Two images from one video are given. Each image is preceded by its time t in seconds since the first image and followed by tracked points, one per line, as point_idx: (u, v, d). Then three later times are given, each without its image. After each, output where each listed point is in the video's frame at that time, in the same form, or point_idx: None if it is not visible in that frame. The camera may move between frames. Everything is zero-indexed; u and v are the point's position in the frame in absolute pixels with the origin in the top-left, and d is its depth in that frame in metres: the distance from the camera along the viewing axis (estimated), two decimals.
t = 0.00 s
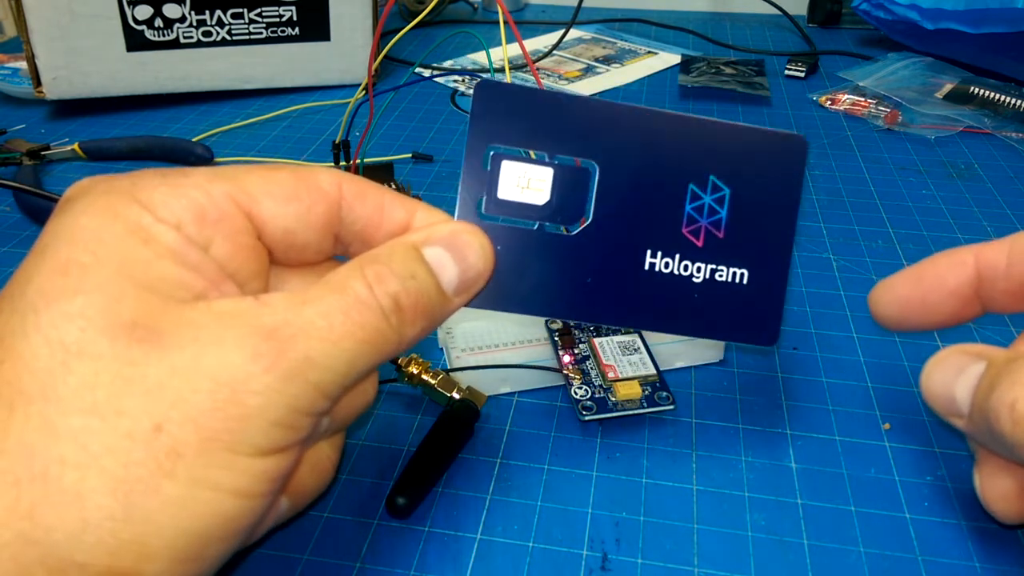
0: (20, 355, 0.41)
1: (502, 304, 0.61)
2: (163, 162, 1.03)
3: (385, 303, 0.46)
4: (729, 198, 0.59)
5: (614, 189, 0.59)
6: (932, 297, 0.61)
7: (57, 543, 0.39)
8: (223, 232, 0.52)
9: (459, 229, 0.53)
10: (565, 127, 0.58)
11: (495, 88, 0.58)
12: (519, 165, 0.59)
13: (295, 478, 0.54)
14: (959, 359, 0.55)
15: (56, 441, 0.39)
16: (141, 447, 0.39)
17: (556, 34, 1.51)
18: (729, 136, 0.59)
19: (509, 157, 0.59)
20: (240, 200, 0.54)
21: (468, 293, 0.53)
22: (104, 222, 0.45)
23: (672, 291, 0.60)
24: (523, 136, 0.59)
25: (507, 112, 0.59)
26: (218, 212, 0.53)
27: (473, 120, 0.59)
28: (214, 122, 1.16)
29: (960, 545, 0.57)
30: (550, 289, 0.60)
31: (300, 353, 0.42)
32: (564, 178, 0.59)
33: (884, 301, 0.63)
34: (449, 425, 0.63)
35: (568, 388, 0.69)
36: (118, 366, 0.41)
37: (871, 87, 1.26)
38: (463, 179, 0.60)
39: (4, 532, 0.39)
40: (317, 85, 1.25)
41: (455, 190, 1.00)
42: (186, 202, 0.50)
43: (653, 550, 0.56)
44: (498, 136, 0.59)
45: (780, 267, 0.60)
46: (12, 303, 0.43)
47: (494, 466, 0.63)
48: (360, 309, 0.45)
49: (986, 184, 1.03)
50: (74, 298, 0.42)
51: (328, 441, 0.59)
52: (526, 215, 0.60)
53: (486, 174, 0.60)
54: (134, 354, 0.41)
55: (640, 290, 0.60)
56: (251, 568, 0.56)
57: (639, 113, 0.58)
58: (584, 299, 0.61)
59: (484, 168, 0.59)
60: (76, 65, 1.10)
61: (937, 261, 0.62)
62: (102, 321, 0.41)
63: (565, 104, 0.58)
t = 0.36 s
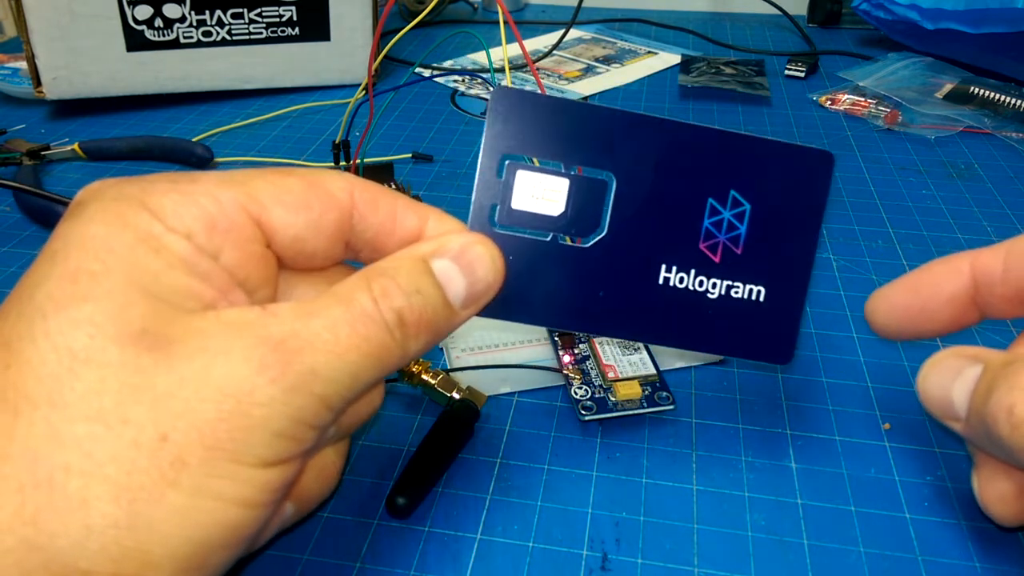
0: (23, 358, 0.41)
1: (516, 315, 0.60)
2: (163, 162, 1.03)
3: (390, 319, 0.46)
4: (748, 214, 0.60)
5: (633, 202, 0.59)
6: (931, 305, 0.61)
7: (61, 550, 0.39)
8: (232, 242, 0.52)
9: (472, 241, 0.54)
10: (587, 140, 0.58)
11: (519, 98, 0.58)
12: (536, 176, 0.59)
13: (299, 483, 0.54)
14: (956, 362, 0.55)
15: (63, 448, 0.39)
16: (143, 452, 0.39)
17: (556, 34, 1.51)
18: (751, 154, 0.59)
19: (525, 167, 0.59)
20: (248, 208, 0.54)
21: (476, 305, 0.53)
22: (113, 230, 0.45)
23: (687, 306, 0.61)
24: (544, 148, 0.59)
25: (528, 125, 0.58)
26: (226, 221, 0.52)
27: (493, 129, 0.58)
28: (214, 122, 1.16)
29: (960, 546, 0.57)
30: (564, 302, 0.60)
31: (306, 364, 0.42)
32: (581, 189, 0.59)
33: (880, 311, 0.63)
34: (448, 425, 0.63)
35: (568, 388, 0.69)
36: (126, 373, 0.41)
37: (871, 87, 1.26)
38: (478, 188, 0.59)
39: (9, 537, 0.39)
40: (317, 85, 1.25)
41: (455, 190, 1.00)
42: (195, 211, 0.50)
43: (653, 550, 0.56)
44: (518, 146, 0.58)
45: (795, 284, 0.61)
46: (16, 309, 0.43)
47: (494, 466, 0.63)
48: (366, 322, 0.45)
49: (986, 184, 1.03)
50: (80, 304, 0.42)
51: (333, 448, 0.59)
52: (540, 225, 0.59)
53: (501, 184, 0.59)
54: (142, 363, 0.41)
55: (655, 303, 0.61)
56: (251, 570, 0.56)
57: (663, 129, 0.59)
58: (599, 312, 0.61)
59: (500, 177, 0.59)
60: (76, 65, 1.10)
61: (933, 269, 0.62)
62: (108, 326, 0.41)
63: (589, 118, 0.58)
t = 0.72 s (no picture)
0: (22, 356, 0.41)
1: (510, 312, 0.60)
2: (163, 161, 1.03)
3: (388, 314, 0.46)
4: (739, 210, 0.60)
5: (625, 199, 0.59)
6: (928, 314, 0.61)
7: (62, 545, 0.39)
8: (229, 238, 0.52)
9: (468, 238, 0.54)
10: (579, 136, 0.58)
11: (512, 95, 0.58)
12: (529, 174, 0.59)
13: (298, 480, 0.54)
14: (954, 364, 0.55)
15: (63, 443, 0.39)
16: (142, 448, 0.39)
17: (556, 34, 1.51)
18: (742, 150, 0.59)
19: (519, 165, 0.59)
20: (246, 205, 0.54)
21: (472, 303, 0.53)
22: (111, 227, 0.45)
23: (679, 302, 0.61)
24: (536, 145, 0.58)
25: (520, 121, 0.58)
26: (224, 218, 0.52)
27: (486, 127, 0.58)
28: (214, 122, 1.16)
29: (960, 546, 0.57)
30: (556, 299, 0.60)
31: (305, 359, 0.42)
32: (575, 187, 0.59)
33: (878, 322, 0.63)
34: (449, 425, 0.63)
35: (568, 388, 0.69)
36: (123, 369, 0.40)
37: (871, 87, 1.26)
38: (472, 187, 0.59)
39: (9, 533, 0.39)
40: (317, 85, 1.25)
41: (455, 189, 1.00)
42: (193, 207, 0.50)
43: (653, 550, 0.56)
44: (511, 144, 0.58)
45: (786, 280, 0.61)
46: (16, 305, 0.43)
47: (494, 466, 0.63)
48: (364, 318, 0.45)
49: (986, 184, 1.03)
50: (79, 300, 0.42)
51: (331, 445, 0.59)
52: (534, 223, 0.60)
53: (496, 182, 0.59)
54: (141, 358, 0.41)
55: (647, 299, 0.61)
56: (250, 568, 0.56)
57: (654, 125, 0.59)
58: (591, 309, 0.61)
59: (494, 174, 0.59)
60: (76, 65, 1.10)
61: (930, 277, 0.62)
62: (108, 323, 0.41)
63: (581, 115, 0.58)
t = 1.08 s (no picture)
0: (27, 357, 0.41)
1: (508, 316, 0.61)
2: (164, 161, 1.03)
3: (391, 315, 0.46)
4: (735, 217, 0.60)
5: (622, 205, 0.59)
6: (928, 319, 0.61)
7: (67, 545, 0.39)
8: (232, 239, 0.52)
9: (468, 241, 0.54)
10: (578, 142, 0.58)
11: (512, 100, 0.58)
12: (529, 179, 0.59)
13: (301, 480, 0.54)
14: (952, 366, 0.55)
15: (68, 444, 0.39)
16: (147, 449, 0.39)
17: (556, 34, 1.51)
18: (739, 158, 0.59)
19: (519, 171, 0.59)
20: (248, 206, 0.54)
21: (473, 304, 0.53)
22: (115, 227, 0.45)
23: (674, 308, 0.61)
24: (535, 150, 0.58)
25: (517, 126, 0.58)
26: (228, 219, 0.52)
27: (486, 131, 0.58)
28: (214, 122, 1.16)
29: (961, 546, 0.57)
30: (554, 303, 0.60)
31: (309, 360, 0.42)
32: (575, 193, 0.59)
33: (878, 327, 0.63)
34: (449, 425, 0.63)
35: (569, 388, 0.69)
36: (128, 370, 0.40)
37: (871, 87, 1.26)
38: (472, 191, 0.59)
39: (14, 533, 0.39)
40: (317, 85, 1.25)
41: (455, 189, 1.00)
42: (196, 208, 0.50)
43: (653, 550, 0.56)
44: (510, 148, 0.58)
45: (781, 287, 0.61)
46: (21, 305, 0.43)
47: (494, 466, 0.63)
48: (368, 319, 0.45)
49: (986, 184, 1.03)
50: (84, 301, 0.42)
51: (333, 445, 0.59)
52: (534, 228, 0.59)
53: (496, 186, 0.59)
54: (146, 359, 0.41)
55: (644, 304, 0.61)
56: (253, 568, 0.56)
57: (653, 132, 0.58)
58: (587, 314, 0.61)
59: (495, 179, 0.59)
60: (77, 65, 1.10)
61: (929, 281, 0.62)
62: (113, 323, 0.41)
63: (580, 121, 0.58)
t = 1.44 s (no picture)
0: (25, 356, 0.41)
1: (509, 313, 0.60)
2: (164, 161, 1.03)
3: (391, 314, 0.46)
4: (736, 213, 0.60)
5: (623, 201, 0.59)
6: (928, 319, 0.61)
7: (65, 544, 0.39)
8: (231, 238, 0.52)
9: (468, 239, 0.54)
10: (578, 139, 0.58)
11: (512, 97, 0.58)
12: (529, 176, 0.59)
13: (300, 479, 0.54)
14: (951, 366, 0.55)
15: (66, 443, 0.39)
16: (146, 449, 0.39)
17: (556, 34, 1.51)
18: (739, 154, 0.59)
19: (519, 168, 0.59)
20: (247, 205, 0.54)
21: (473, 303, 0.53)
22: (114, 227, 0.45)
23: (675, 304, 0.61)
24: (535, 147, 0.58)
25: (517, 123, 0.58)
26: (226, 218, 0.52)
27: (486, 128, 0.58)
28: (214, 122, 1.16)
29: (961, 546, 0.57)
30: (555, 300, 0.60)
31: (308, 359, 0.42)
32: (575, 189, 0.59)
33: (878, 328, 0.63)
34: (449, 425, 0.63)
35: (568, 388, 0.69)
36: (127, 369, 0.40)
37: (871, 87, 1.26)
38: (472, 189, 0.59)
39: (12, 532, 0.39)
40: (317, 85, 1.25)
41: (455, 189, 1.00)
42: (195, 208, 0.50)
43: (653, 550, 0.56)
44: (510, 146, 0.58)
45: (782, 282, 0.61)
46: (19, 305, 0.43)
47: (494, 466, 0.63)
48: (367, 318, 0.45)
49: (986, 184, 1.03)
50: (82, 301, 0.42)
51: (332, 445, 0.59)
52: (535, 225, 0.59)
53: (496, 184, 0.59)
54: (144, 358, 0.41)
55: (645, 301, 0.61)
56: (252, 567, 0.56)
57: (653, 128, 0.58)
58: (588, 310, 0.61)
59: (495, 176, 0.59)
60: (76, 65, 1.10)
61: (928, 282, 0.62)
62: (111, 323, 0.41)
63: (580, 118, 0.58)
